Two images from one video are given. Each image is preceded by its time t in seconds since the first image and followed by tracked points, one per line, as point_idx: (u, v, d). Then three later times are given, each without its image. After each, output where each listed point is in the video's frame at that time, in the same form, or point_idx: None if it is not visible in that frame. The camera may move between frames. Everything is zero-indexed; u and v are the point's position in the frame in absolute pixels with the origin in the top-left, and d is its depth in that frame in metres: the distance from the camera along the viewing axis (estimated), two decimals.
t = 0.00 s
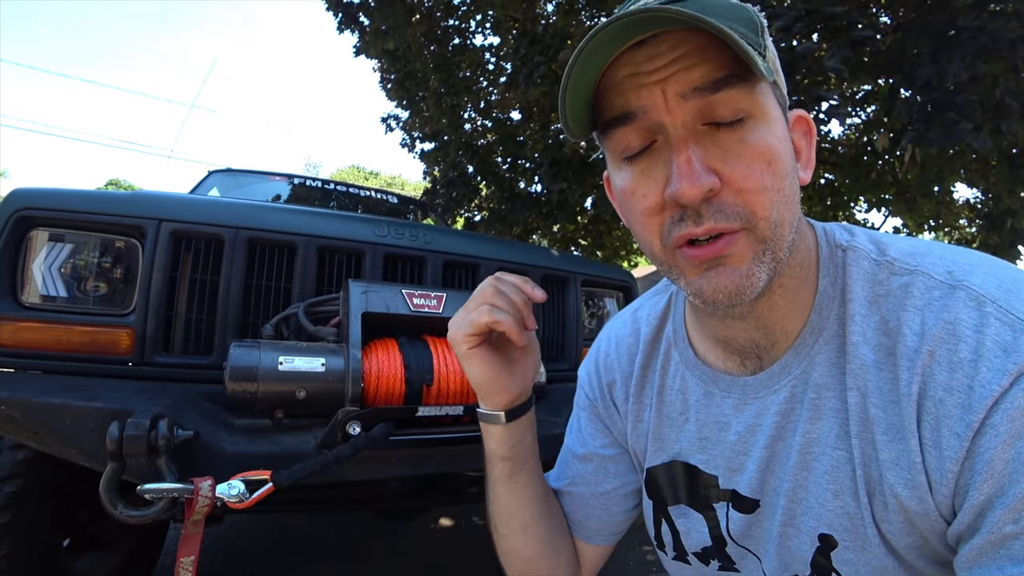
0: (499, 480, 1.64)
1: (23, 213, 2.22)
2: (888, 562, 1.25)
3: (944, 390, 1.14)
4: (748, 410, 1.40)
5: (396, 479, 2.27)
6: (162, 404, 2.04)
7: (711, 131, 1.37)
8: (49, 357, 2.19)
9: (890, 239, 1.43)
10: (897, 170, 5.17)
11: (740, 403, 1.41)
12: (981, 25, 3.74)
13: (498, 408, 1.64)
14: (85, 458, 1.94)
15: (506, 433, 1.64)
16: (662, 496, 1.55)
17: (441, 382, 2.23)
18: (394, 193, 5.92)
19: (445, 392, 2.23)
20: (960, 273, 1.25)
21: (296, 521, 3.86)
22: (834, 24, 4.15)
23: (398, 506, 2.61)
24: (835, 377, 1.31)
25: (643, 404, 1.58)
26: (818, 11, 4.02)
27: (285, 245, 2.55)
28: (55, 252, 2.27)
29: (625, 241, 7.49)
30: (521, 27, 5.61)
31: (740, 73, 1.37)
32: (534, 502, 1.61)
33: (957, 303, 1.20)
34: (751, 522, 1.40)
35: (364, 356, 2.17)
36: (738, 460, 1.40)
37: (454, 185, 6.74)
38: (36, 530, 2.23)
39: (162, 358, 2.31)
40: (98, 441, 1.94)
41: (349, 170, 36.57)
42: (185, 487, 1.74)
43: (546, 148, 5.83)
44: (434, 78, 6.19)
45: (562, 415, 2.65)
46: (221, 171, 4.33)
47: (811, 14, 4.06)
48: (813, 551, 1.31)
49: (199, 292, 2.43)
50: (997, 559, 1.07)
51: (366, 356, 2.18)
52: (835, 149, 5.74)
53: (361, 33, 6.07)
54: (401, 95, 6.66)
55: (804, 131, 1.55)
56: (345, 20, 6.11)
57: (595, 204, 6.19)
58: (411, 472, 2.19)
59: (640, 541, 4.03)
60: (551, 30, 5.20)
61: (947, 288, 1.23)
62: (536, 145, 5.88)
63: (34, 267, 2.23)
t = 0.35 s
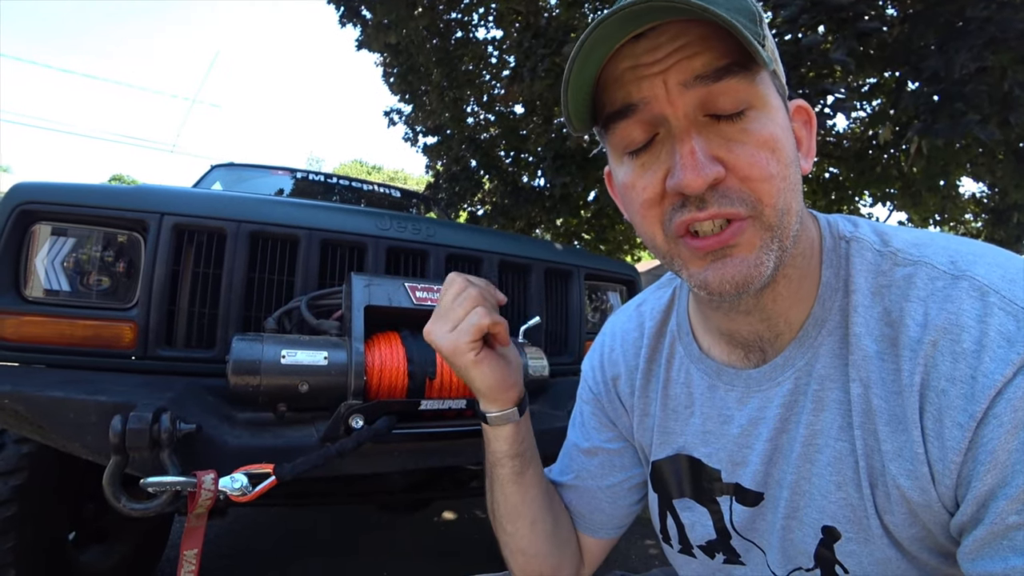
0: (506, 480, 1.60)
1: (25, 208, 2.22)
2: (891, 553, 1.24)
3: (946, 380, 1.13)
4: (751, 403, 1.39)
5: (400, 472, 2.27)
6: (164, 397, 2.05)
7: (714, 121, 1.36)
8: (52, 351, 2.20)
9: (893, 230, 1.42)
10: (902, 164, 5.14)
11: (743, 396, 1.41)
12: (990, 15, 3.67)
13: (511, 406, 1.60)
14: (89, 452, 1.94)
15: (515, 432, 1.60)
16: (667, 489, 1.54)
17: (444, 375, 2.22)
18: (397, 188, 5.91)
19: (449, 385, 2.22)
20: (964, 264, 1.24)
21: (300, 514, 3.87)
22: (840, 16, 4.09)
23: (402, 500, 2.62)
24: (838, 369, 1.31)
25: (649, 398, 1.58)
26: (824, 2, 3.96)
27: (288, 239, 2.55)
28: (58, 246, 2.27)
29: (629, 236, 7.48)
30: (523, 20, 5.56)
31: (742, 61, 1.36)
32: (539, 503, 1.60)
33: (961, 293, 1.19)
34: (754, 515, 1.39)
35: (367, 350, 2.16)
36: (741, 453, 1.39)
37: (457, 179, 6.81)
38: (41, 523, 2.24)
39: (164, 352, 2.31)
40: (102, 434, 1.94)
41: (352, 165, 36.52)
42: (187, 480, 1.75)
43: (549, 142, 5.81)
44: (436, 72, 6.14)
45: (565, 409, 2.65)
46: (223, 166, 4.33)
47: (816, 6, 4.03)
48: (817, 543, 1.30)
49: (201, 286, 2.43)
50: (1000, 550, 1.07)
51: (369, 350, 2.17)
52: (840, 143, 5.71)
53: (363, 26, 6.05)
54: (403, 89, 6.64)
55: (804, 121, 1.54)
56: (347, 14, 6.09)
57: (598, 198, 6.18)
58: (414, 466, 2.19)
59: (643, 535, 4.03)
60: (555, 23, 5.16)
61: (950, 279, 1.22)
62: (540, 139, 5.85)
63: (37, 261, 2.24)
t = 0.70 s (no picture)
0: (523, 485, 1.61)
1: (30, 206, 2.23)
2: (889, 554, 1.25)
3: (944, 384, 1.13)
4: (751, 404, 1.40)
5: (402, 470, 2.29)
6: (169, 394, 2.06)
7: (713, 121, 1.38)
8: (58, 348, 2.21)
9: (894, 233, 1.43)
10: (906, 165, 5.13)
11: (743, 397, 1.42)
12: (995, 16, 3.65)
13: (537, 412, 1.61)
14: (94, 448, 1.96)
15: (538, 438, 1.62)
16: (667, 489, 1.55)
17: (446, 373, 2.22)
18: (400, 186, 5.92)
19: (451, 384, 2.23)
20: (962, 267, 1.25)
21: (303, 511, 3.89)
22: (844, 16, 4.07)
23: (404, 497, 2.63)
24: (838, 371, 1.31)
25: (649, 398, 1.59)
26: (828, 3, 3.96)
27: (291, 237, 2.56)
28: (64, 244, 2.28)
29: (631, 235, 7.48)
30: (527, 19, 5.58)
31: (740, 61, 1.38)
32: (555, 506, 1.62)
33: (959, 297, 1.19)
34: (753, 515, 1.40)
35: (370, 348, 2.17)
36: (741, 454, 1.40)
37: (460, 177, 6.83)
38: (47, 518, 2.25)
39: (169, 349, 2.32)
40: (107, 431, 1.96)
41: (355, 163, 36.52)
42: (192, 476, 1.76)
43: (552, 141, 5.81)
44: (439, 70, 6.08)
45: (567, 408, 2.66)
46: (227, 164, 4.34)
47: (820, 6, 4.02)
48: (816, 544, 1.31)
49: (205, 284, 2.45)
50: (997, 553, 1.07)
51: (371, 348, 2.18)
52: (844, 144, 5.71)
53: (366, 24, 6.06)
54: (406, 88, 6.65)
55: (803, 124, 1.55)
56: (351, 12, 6.09)
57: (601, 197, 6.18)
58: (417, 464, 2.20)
59: (645, 534, 4.05)
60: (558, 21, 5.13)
61: (949, 283, 1.23)
62: (542, 138, 5.86)
63: (43, 259, 2.25)
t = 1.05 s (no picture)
0: (504, 515, 1.56)
1: (32, 212, 2.25)
2: (886, 552, 1.26)
3: (941, 382, 1.14)
4: (750, 403, 1.41)
5: (404, 472, 2.30)
6: (171, 398, 2.07)
7: (709, 116, 1.39)
8: (61, 353, 2.23)
9: (892, 232, 1.43)
10: (907, 162, 5.13)
11: (741, 396, 1.42)
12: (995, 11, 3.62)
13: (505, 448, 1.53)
14: (97, 452, 1.97)
15: (512, 473, 1.53)
16: (667, 488, 1.56)
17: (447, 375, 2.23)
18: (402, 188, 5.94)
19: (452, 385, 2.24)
20: (959, 266, 1.25)
21: (306, 514, 3.90)
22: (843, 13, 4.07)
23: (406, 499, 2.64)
24: (836, 370, 1.32)
25: (649, 397, 1.59)
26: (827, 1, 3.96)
27: (292, 241, 2.57)
28: (66, 250, 2.30)
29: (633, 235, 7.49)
30: (526, 19, 5.59)
31: (738, 59, 1.39)
32: (541, 526, 1.58)
33: (956, 295, 1.19)
34: (752, 514, 1.41)
35: (371, 350, 2.19)
36: (741, 452, 1.40)
37: (461, 179, 6.83)
38: (51, 522, 2.27)
39: (171, 353, 2.34)
40: (110, 435, 1.97)
41: (357, 165, 36.58)
42: (194, 479, 1.77)
43: (552, 142, 5.81)
44: (439, 72, 6.15)
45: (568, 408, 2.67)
46: (229, 168, 4.36)
47: (819, 4, 4.02)
48: (814, 543, 1.32)
49: (206, 288, 2.46)
50: (993, 550, 1.07)
51: (372, 350, 2.20)
52: (845, 141, 5.71)
53: (366, 27, 6.08)
54: (407, 90, 6.66)
55: (801, 122, 1.55)
56: (351, 15, 6.11)
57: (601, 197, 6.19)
58: (418, 465, 2.21)
59: (648, 534, 4.05)
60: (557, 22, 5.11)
61: (946, 281, 1.23)
62: (543, 139, 5.87)
63: (46, 265, 2.27)
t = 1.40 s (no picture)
0: (446, 481, 1.64)
1: (33, 224, 2.27)
2: (891, 550, 1.27)
3: (947, 377, 1.14)
4: (750, 402, 1.41)
5: (405, 476, 2.31)
6: (172, 406, 2.09)
7: (720, 115, 1.39)
8: (63, 362, 2.25)
9: (892, 229, 1.44)
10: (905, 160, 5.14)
11: (740, 395, 1.43)
12: (990, 9, 3.67)
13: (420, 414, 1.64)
14: (100, 460, 1.98)
15: (437, 435, 1.63)
16: (665, 491, 1.57)
17: (446, 379, 2.23)
18: (401, 193, 5.96)
19: (451, 390, 2.25)
20: (962, 261, 1.26)
21: (309, 519, 3.91)
22: (837, 13, 4.10)
23: (408, 503, 2.66)
24: (838, 367, 1.33)
25: (645, 399, 1.60)
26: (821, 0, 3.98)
27: (291, 248, 2.59)
28: (67, 260, 2.32)
29: (633, 237, 7.50)
30: (523, 23, 5.62)
31: (750, 61, 1.39)
32: (483, 498, 1.62)
33: (960, 291, 1.20)
34: (754, 515, 1.42)
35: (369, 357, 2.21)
36: (741, 452, 1.41)
37: (461, 184, 6.84)
38: (55, 531, 2.28)
39: (172, 361, 2.35)
40: (112, 444, 1.99)
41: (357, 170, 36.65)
42: (196, 486, 1.79)
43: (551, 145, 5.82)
44: (437, 77, 6.16)
45: (568, 410, 2.68)
46: (228, 176, 4.39)
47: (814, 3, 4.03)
48: (817, 542, 1.33)
49: (207, 296, 2.48)
50: (1000, 547, 1.08)
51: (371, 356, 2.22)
52: (843, 139, 5.72)
53: (363, 34, 6.10)
54: (405, 95, 6.69)
55: (814, 126, 1.56)
56: (348, 21, 6.14)
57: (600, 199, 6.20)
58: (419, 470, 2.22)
59: (652, 535, 4.05)
60: (553, 26, 5.12)
61: (949, 277, 1.23)
62: (542, 142, 5.89)
63: (47, 275, 2.29)
